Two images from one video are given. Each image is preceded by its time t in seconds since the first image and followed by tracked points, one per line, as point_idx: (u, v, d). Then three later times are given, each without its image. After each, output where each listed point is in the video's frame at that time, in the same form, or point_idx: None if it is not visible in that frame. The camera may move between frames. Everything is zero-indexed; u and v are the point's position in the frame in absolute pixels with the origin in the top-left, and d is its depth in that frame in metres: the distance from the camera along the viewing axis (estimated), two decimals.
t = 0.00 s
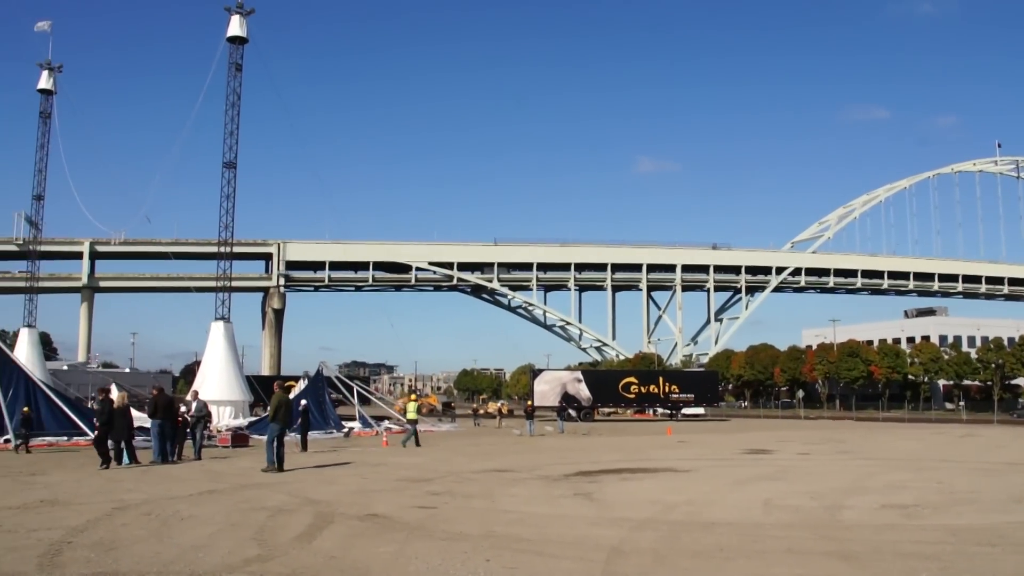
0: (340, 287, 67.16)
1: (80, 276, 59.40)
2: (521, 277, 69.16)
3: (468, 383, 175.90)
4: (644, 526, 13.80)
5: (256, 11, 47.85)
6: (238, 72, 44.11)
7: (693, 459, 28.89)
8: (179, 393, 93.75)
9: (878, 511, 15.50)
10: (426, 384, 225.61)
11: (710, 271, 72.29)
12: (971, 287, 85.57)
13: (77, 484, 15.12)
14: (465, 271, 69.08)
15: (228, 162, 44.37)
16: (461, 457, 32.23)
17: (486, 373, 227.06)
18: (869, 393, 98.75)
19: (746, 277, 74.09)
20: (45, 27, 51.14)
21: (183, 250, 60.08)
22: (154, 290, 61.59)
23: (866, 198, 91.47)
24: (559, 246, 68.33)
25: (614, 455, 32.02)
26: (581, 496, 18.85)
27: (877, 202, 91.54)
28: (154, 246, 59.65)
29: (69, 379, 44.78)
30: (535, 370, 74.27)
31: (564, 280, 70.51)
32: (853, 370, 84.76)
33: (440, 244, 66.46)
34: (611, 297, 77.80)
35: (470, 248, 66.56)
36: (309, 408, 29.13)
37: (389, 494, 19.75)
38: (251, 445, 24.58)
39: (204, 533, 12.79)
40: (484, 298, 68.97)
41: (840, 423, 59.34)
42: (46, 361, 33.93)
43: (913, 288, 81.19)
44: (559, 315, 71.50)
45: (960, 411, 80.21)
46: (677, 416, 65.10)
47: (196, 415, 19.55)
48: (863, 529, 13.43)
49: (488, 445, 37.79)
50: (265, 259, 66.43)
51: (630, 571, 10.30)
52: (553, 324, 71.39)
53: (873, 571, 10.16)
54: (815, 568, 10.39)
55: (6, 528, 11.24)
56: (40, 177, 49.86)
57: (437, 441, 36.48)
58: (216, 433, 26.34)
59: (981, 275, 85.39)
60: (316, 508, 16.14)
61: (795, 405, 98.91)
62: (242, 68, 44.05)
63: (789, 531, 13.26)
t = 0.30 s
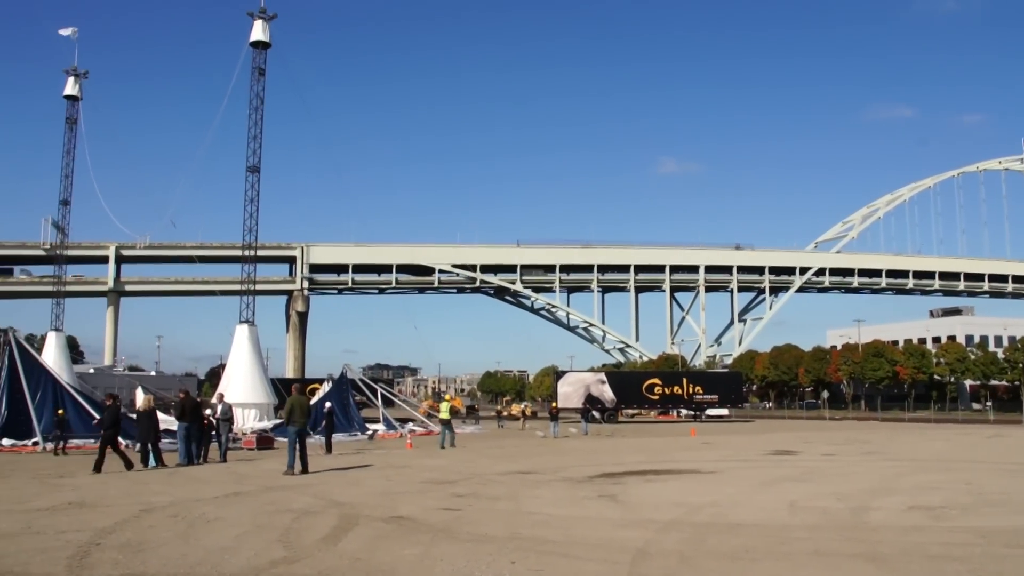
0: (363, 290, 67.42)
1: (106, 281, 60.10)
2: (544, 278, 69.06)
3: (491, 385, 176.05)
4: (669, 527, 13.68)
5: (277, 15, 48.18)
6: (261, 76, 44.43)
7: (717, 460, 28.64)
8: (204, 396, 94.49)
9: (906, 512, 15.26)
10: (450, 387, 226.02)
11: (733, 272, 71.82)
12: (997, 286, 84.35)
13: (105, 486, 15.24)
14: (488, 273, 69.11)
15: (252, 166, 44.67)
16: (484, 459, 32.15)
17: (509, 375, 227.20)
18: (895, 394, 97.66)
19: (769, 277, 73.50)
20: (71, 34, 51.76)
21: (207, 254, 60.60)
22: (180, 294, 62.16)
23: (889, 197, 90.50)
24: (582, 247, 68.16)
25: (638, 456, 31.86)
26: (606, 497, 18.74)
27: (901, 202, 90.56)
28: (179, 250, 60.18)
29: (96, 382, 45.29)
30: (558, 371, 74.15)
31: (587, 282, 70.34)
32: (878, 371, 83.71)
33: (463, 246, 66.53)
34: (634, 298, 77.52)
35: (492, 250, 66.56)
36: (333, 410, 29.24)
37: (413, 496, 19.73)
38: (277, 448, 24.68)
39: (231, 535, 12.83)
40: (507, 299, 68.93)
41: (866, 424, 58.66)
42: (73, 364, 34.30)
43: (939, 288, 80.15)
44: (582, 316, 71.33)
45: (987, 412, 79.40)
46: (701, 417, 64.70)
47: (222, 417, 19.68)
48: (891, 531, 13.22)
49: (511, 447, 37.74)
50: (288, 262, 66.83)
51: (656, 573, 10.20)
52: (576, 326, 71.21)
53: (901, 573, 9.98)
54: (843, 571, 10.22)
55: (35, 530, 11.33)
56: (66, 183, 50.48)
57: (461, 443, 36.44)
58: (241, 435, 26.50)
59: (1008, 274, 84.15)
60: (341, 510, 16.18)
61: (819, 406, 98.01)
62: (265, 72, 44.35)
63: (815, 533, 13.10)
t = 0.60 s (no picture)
0: (387, 291, 67.58)
1: (132, 282, 60.70)
2: (568, 280, 68.90)
3: (515, 386, 175.97)
4: (694, 530, 13.54)
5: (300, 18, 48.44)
6: (286, 78, 44.69)
7: (742, 463, 28.38)
8: (230, 397, 95.28)
9: (935, 516, 15.02)
10: (473, 388, 226.14)
11: (758, 273, 71.27)
12: None
13: (132, 486, 15.33)
14: (512, 274, 69.05)
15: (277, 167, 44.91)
16: (508, 460, 32.10)
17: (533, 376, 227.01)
18: (922, 396, 96.46)
19: (795, 278, 72.82)
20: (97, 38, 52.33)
21: (232, 255, 61.04)
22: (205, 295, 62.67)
23: (916, 198, 89.41)
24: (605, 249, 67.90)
25: (663, 458, 31.65)
26: (630, 499, 18.59)
27: (928, 202, 89.44)
28: (204, 251, 60.65)
29: (122, 382, 45.80)
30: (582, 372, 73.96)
31: (610, 283, 70.08)
32: (904, 373, 82.60)
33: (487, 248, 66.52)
34: (658, 299, 77.13)
35: (516, 252, 66.51)
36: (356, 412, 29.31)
37: (438, 497, 19.71)
38: (301, 449, 24.75)
39: (256, 535, 12.86)
40: (531, 301, 68.87)
41: (894, 427, 57.89)
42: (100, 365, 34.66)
43: (967, 289, 79.01)
44: (606, 317, 71.09)
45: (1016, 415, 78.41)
46: (726, 420, 64.21)
47: (246, 418, 19.75)
48: (921, 535, 13.00)
49: (535, 449, 37.64)
50: (312, 264, 67.15)
51: None
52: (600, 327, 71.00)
53: None
54: None
55: (63, 529, 11.40)
56: (93, 185, 51.04)
57: (485, 445, 36.41)
58: (266, 436, 26.62)
59: None
60: (365, 511, 16.18)
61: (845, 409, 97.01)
62: (289, 75, 44.58)
63: (842, 536, 12.91)
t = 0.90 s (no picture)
0: (412, 293, 67.77)
1: (160, 284, 61.37)
2: (594, 282, 68.69)
3: (540, 388, 175.93)
4: (720, 533, 13.37)
5: (326, 22, 48.81)
6: (311, 82, 44.97)
7: (769, 466, 28.08)
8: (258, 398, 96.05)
9: (967, 521, 14.72)
10: (498, 390, 226.17)
11: (784, 275, 70.61)
12: None
13: (160, 487, 15.42)
14: (537, 277, 68.95)
15: (303, 170, 45.17)
16: (534, 462, 32.03)
17: (558, 379, 226.67)
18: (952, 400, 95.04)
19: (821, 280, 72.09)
20: (125, 43, 52.99)
21: (259, 257, 61.51)
22: (232, 297, 63.19)
23: (945, 199, 88.20)
24: (630, 250, 67.65)
25: (689, 461, 31.42)
26: (656, 502, 18.41)
27: (957, 203, 88.19)
28: (232, 254, 61.18)
29: (150, 384, 46.29)
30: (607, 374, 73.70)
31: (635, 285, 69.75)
32: (933, 376, 81.60)
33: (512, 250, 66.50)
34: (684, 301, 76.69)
35: (541, 254, 66.44)
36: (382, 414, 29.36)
37: (464, 499, 19.66)
38: (328, 450, 24.80)
39: (283, 535, 12.87)
40: (556, 303, 68.74)
41: (924, 430, 57.05)
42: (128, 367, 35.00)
43: (998, 291, 77.69)
44: (631, 319, 70.78)
45: None
46: (752, 422, 63.64)
47: (273, 419, 19.80)
48: (953, 540, 12.73)
49: (561, 451, 37.51)
50: (338, 266, 67.51)
51: None
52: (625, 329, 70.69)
53: None
54: None
55: (92, 528, 11.48)
56: (122, 188, 51.67)
57: (510, 447, 36.36)
58: (293, 437, 26.72)
59: None
60: (391, 512, 16.16)
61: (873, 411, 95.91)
62: (315, 78, 44.84)
63: (872, 541, 12.68)
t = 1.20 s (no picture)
0: (438, 296, 67.90)
1: (187, 287, 61.98)
2: (619, 284, 68.41)
3: (567, 390, 175.54)
4: (748, 536, 13.20)
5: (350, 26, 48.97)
6: (336, 86, 45.16)
7: (796, 468, 27.75)
8: (285, 401, 96.72)
9: (999, 524, 14.42)
10: (524, 392, 225.95)
11: (811, 276, 69.85)
12: None
13: (188, 489, 15.50)
14: (562, 279, 68.82)
15: (329, 174, 45.37)
16: (560, 465, 31.88)
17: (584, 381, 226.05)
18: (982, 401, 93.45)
19: (849, 281, 71.27)
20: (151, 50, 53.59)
21: (285, 260, 61.92)
22: (258, 301, 63.67)
23: (974, 198, 86.86)
24: (655, 252, 67.31)
25: (716, 463, 31.15)
26: (683, 505, 18.23)
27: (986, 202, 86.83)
28: (258, 257, 61.67)
29: (179, 387, 46.72)
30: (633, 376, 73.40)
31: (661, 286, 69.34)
32: (962, 377, 80.18)
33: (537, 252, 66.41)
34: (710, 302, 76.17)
35: (566, 256, 66.28)
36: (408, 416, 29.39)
37: (489, 501, 19.60)
38: (354, 453, 24.84)
39: (309, 538, 12.90)
40: (581, 305, 68.59)
41: (955, 432, 56.16)
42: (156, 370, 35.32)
43: None
44: (657, 321, 70.41)
45: None
46: (779, 424, 63.08)
47: (299, 422, 19.86)
48: (985, 543, 12.46)
49: (587, 453, 37.34)
50: (364, 269, 67.81)
51: None
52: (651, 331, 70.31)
53: None
54: None
55: (121, 530, 11.55)
56: (149, 193, 52.25)
57: (536, 449, 36.24)
58: (319, 440, 26.80)
59: None
60: (417, 515, 16.13)
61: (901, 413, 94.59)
62: (339, 82, 45.03)
63: (901, 544, 12.45)
